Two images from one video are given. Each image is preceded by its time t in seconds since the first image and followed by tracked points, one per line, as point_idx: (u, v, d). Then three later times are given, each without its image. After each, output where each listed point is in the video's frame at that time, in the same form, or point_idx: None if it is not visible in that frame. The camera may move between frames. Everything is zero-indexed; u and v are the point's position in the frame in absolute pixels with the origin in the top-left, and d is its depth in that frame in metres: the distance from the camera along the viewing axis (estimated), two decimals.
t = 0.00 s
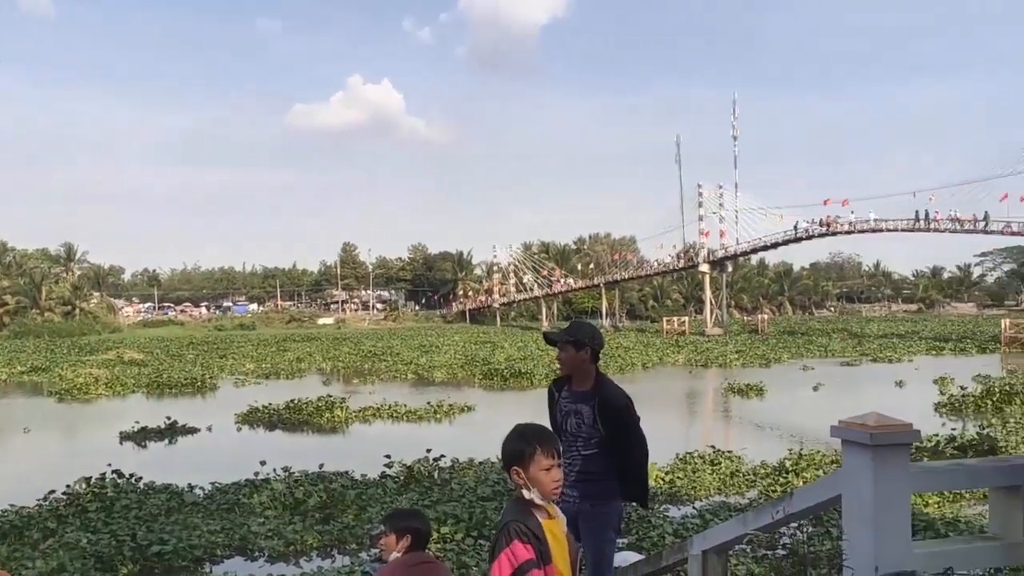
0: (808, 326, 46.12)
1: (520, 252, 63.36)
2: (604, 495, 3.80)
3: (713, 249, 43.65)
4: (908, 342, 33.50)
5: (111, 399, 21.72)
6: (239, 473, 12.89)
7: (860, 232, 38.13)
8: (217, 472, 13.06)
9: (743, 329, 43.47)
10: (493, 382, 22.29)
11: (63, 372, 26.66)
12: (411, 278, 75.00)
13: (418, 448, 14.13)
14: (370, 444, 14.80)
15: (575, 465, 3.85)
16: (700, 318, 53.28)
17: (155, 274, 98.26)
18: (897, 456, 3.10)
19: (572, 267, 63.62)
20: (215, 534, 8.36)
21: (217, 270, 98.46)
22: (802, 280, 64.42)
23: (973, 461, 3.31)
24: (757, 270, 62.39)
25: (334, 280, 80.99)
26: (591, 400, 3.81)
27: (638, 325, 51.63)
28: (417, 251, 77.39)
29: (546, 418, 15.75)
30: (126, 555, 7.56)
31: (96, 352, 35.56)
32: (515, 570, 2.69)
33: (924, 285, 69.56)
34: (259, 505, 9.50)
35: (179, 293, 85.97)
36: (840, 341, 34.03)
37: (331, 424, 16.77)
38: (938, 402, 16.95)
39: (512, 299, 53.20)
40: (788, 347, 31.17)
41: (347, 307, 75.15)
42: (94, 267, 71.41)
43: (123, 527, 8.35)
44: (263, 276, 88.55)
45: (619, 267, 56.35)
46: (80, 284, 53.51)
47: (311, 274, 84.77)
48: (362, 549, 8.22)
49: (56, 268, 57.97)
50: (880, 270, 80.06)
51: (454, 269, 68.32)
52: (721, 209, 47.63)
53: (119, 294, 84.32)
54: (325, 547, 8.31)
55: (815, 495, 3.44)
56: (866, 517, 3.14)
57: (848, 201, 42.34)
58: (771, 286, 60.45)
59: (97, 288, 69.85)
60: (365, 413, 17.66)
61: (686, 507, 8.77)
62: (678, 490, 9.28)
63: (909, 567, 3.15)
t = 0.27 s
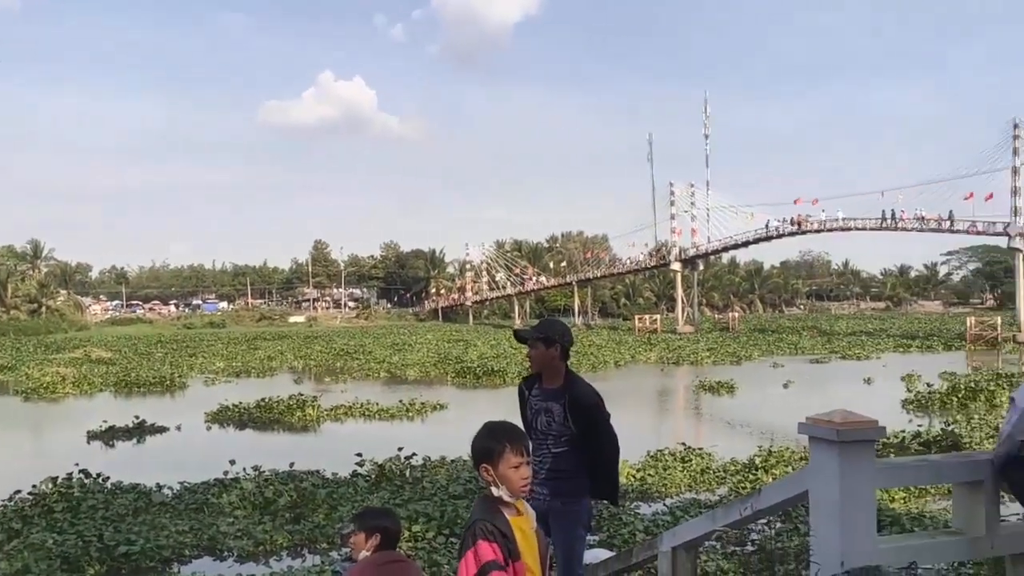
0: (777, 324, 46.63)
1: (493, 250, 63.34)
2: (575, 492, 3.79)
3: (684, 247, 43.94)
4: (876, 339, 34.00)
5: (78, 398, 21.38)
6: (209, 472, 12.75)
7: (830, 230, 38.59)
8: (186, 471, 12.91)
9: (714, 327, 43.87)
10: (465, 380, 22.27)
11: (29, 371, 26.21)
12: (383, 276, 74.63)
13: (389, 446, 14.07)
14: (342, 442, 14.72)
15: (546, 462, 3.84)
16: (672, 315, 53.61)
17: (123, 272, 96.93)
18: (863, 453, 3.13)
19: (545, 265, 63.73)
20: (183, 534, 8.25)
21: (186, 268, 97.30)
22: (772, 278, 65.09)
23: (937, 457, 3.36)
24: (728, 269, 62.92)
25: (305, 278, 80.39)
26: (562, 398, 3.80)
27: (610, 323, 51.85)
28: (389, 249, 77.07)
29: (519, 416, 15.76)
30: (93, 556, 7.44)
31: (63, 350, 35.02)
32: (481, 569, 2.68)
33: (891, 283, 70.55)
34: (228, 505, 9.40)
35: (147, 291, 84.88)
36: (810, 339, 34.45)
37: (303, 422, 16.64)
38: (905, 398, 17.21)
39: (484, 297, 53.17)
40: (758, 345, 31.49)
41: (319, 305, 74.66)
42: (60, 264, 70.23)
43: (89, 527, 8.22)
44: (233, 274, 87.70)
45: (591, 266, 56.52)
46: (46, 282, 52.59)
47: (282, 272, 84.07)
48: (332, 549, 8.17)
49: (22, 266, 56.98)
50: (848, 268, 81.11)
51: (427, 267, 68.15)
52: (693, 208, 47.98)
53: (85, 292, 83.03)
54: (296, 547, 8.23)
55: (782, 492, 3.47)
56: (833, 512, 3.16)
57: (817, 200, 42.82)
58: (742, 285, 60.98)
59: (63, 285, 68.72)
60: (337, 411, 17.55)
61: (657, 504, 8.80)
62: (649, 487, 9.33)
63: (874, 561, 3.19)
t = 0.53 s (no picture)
0: (758, 323, 46.92)
1: (475, 249, 63.28)
2: (555, 490, 3.78)
3: (666, 247, 44.08)
4: (856, 338, 34.25)
5: (57, 398, 21.16)
6: (190, 472, 12.65)
7: (811, 230, 38.88)
8: (166, 471, 12.81)
9: (696, 326, 44.06)
10: (448, 379, 22.25)
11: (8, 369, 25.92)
12: (365, 274, 74.35)
13: (372, 446, 14.01)
14: (324, 441, 14.66)
15: (526, 461, 3.83)
16: (654, 314, 53.84)
17: (103, 271, 96.08)
18: (841, 451, 3.14)
19: (527, 264, 63.76)
20: (163, 534, 8.18)
21: (167, 267, 96.58)
22: (754, 278, 65.46)
23: (915, 455, 3.38)
24: (710, 268, 63.20)
25: (287, 277, 79.96)
26: (542, 397, 3.79)
27: (593, 322, 51.98)
28: (371, 248, 76.82)
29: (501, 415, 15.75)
30: (72, 556, 7.36)
31: (41, 349, 34.64)
32: (459, 568, 2.67)
33: (871, 283, 71.12)
34: (208, 505, 9.32)
35: (128, 290, 84.20)
36: (791, 338, 34.67)
37: (284, 421, 16.54)
38: (884, 397, 17.37)
39: (467, 296, 53.15)
40: (740, 344, 31.66)
41: (301, 303, 74.34)
42: (39, 263, 69.45)
43: (68, 528, 8.12)
44: (214, 274, 87.18)
45: (574, 265, 56.59)
46: (25, 281, 51.96)
47: (263, 271, 83.63)
48: (313, 548, 8.11)
49: None
50: (829, 268, 81.67)
51: (409, 266, 67.99)
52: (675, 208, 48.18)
53: (64, 291, 82.16)
54: (276, 546, 8.18)
55: (762, 490, 3.48)
56: (812, 510, 3.17)
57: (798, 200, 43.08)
58: (724, 284, 61.28)
59: (41, 284, 67.99)
60: (319, 410, 17.46)
61: (638, 502, 8.82)
62: (631, 486, 9.35)
63: (853, 558, 3.19)
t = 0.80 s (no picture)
0: (744, 323, 47.10)
1: (461, 248, 63.22)
2: (539, 491, 3.76)
3: (652, 246, 44.18)
4: (841, 339, 34.44)
5: (39, 397, 20.97)
6: (173, 472, 12.56)
7: (796, 230, 39.07)
8: (150, 471, 12.71)
9: (681, 326, 44.18)
10: (434, 379, 22.19)
11: None
12: (351, 274, 74.06)
13: (357, 446, 13.96)
14: (309, 442, 14.59)
15: (510, 461, 3.81)
16: (640, 314, 53.96)
17: (86, 270, 95.34)
18: (824, 451, 3.15)
19: (513, 264, 63.74)
20: (147, 535, 8.12)
21: (151, 266, 95.96)
22: (739, 278, 65.70)
23: (897, 454, 3.39)
24: (696, 268, 63.38)
25: (272, 276, 79.59)
26: (525, 397, 3.79)
27: (578, 322, 52.03)
28: (357, 247, 76.56)
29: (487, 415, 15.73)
30: (54, 557, 7.29)
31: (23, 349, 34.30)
32: (441, 568, 2.65)
33: (855, 283, 71.50)
34: (192, 506, 9.26)
35: (111, 289, 83.58)
36: (777, 338, 34.83)
37: (270, 421, 16.45)
38: (868, 397, 17.46)
39: (453, 296, 53.07)
40: (726, 344, 31.76)
41: (286, 303, 74.03)
42: (22, 262, 68.84)
43: (51, 529, 8.05)
44: (199, 273, 86.68)
45: (560, 265, 56.58)
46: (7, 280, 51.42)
47: (248, 270, 83.23)
48: (298, 549, 8.06)
49: None
50: (814, 267, 82.06)
51: (395, 265, 67.83)
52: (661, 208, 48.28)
53: (48, 290, 81.42)
54: (261, 547, 8.13)
55: (746, 489, 3.49)
56: (795, 510, 3.18)
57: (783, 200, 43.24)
58: (709, 284, 61.48)
59: (24, 283, 67.38)
60: (305, 410, 17.37)
61: (623, 502, 8.82)
62: (617, 485, 9.35)
63: (836, 558, 3.20)
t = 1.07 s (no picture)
0: (727, 323, 47.29)
1: (446, 248, 63.12)
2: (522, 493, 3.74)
3: (636, 246, 44.26)
4: (823, 339, 34.64)
5: (19, 397, 20.74)
6: (154, 472, 12.45)
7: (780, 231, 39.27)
8: (131, 471, 12.58)
9: (665, 326, 44.29)
10: (418, 379, 22.12)
11: None
12: (334, 273, 73.71)
13: (340, 445, 13.88)
14: (292, 441, 14.50)
15: (491, 462, 3.80)
16: (624, 314, 54.00)
17: (68, 270, 94.47)
18: (805, 451, 3.15)
19: (497, 264, 63.71)
20: (128, 535, 8.05)
21: (133, 265, 95.17)
22: (723, 278, 65.96)
23: (877, 455, 3.40)
24: (679, 268, 63.57)
25: (255, 275, 79.15)
26: (506, 397, 3.78)
27: (563, 322, 52.05)
28: (341, 246, 76.25)
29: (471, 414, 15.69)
30: (32, 558, 7.19)
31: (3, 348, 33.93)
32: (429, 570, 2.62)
33: (837, 283, 71.95)
34: (173, 506, 9.17)
35: (92, 288, 82.85)
36: (760, 338, 34.98)
37: (252, 421, 16.34)
38: (850, 397, 17.56)
39: (437, 295, 52.95)
40: (710, 343, 31.87)
41: (269, 302, 73.66)
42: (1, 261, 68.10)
43: (30, 530, 7.95)
44: (181, 272, 86.05)
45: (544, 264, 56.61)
46: None
47: (232, 269, 82.72)
48: (280, 549, 8.00)
49: None
50: (797, 267, 82.50)
51: (379, 265, 67.62)
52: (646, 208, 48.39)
53: (28, 289, 80.60)
54: (242, 547, 8.07)
55: (727, 489, 3.48)
56: (776, 510, 3.18)
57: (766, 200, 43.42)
58: (693, 284, 61.69)
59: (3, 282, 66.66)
60: (288, 410, 17.28)
61: (606, 502, 8.82)
62: (600, 485, 9.36)
63: (816, 558, 3.20)
